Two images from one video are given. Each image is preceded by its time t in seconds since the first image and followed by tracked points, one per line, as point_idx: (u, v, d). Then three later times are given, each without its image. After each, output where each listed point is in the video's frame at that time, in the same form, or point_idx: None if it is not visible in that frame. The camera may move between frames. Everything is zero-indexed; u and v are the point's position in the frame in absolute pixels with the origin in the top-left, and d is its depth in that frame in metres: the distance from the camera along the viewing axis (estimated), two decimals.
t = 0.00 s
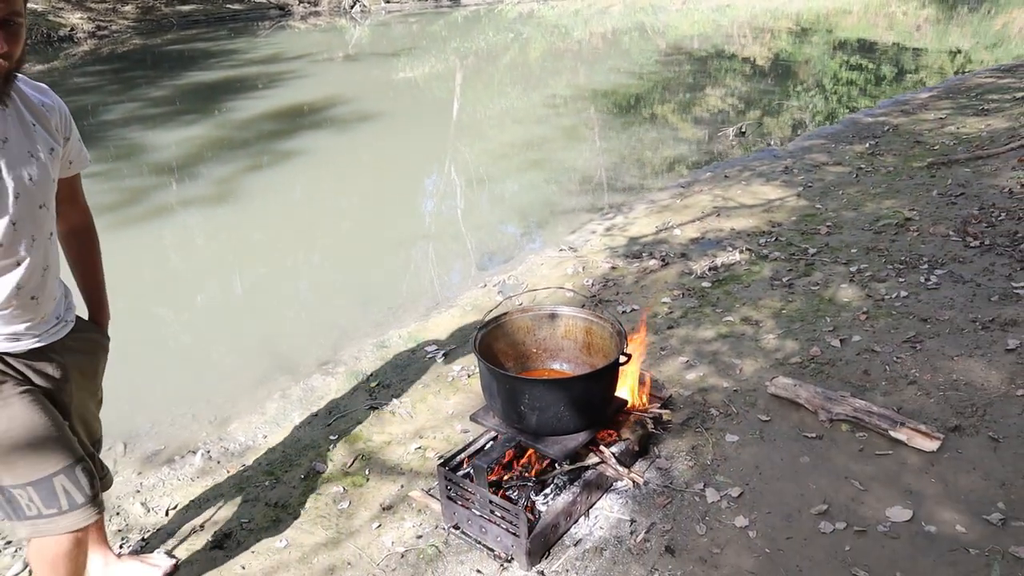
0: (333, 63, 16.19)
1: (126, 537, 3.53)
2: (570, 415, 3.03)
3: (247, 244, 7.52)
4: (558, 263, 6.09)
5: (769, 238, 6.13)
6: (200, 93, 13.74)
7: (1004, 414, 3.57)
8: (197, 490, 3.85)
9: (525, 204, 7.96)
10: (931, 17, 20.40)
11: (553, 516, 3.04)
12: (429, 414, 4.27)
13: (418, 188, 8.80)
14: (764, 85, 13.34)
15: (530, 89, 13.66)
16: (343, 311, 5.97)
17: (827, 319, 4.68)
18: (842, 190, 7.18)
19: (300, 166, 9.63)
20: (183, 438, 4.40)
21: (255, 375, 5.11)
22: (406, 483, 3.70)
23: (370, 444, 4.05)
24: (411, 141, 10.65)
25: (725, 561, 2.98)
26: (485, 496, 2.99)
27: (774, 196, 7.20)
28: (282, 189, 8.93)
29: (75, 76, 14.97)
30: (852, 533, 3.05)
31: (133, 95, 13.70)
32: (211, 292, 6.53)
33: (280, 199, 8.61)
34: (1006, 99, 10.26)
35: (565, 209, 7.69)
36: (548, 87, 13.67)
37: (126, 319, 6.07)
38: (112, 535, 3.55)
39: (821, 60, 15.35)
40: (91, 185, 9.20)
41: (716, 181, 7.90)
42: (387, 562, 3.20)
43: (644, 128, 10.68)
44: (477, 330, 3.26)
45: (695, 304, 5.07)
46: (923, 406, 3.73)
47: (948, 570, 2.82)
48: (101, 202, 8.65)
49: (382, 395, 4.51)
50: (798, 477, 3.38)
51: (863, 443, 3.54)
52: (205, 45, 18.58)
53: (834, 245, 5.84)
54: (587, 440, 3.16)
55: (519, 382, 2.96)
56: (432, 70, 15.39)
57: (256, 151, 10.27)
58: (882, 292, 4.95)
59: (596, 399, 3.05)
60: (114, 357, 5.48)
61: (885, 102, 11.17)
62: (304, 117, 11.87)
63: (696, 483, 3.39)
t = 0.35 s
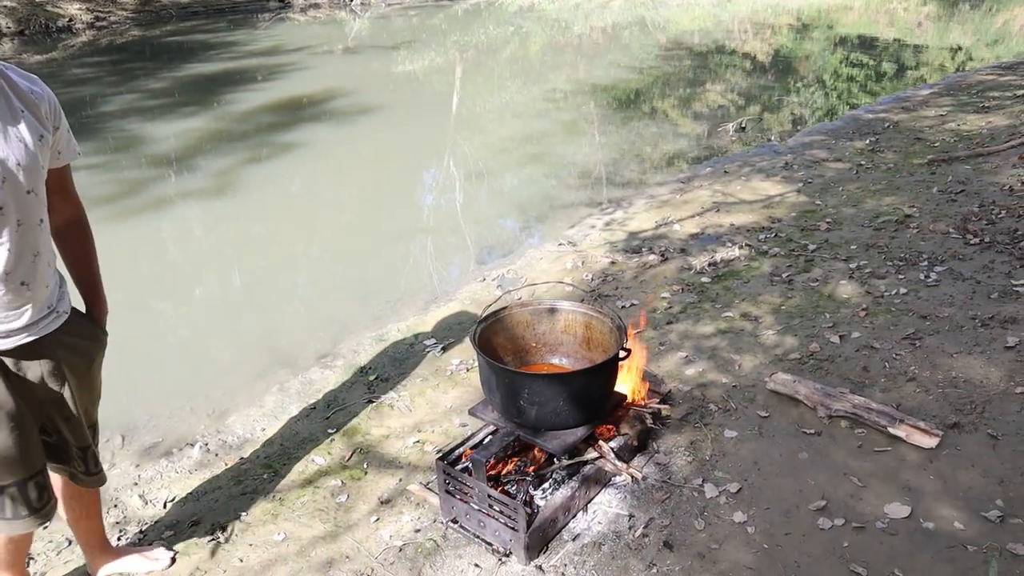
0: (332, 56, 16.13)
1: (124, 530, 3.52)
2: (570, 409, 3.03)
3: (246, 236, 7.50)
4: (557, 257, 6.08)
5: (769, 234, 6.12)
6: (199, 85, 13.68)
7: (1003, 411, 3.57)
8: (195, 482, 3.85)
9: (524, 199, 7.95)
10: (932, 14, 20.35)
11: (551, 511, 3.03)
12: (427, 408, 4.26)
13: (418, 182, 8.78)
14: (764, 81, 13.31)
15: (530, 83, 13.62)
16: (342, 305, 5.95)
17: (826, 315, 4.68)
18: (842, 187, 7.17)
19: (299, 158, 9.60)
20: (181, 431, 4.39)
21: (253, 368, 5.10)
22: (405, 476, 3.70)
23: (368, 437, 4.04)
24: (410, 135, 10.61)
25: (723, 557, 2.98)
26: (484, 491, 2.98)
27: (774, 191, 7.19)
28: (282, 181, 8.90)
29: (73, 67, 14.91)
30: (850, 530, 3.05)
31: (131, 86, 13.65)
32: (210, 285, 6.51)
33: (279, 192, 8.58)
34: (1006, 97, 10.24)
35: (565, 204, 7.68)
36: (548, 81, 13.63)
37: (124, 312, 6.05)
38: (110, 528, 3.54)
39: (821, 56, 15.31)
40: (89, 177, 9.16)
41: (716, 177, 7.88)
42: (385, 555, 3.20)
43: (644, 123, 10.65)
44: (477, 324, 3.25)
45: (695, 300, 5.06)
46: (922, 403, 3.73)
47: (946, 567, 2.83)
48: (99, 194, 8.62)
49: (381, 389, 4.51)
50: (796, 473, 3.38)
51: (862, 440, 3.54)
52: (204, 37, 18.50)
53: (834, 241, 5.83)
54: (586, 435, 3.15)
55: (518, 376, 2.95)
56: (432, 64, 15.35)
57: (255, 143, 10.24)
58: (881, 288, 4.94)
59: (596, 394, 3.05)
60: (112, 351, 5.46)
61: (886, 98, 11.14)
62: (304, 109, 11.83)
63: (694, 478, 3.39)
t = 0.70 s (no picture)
0: (331, 50, 16.08)
1: (124, 524, 3.52)
2: (569, 405, 3.03)
3: (245, 231, 7.49)
4: (556, 253, 6.07)
5: (768, 229, 6.11)
6: (198, 79, 13.64)
7: (1002, 406, 3.57)
8: (195, 478, 3.85)
9: (523, 194, 7.93)
10: (932, 9, 20.30)
11: (551, 506, 3.03)
12: (427, 404, 4.26)
13: (417, 177, 8.76)
14: (764, 76, 13.28)
15: (529, 78, 13.59)
16: (341, 300, 5.95)
17: (825, 310, 4.68)
18: (842, 182, 7.16)
19: (298, 153, 9.58)
20: (180, 427, 4.38)
21: (253, 363, 5.09)
22: (404, 472, 3.70)
23: (367, 433, 4.04)
24: (409, 129, 10.59)
25: (722, 552, 2.99)
26: (483, 486, 2.98)
27: (773, 187, 7.19)
28: (280, 176, 8.88)
29: (71, 61, 14.84)
30: (850, 525, 3.06)
31: (129, 80, 13.60)
32: (209, 280, 6.50)
33: (278, 187, 8.57)
34: (1006, 92, 10.23)
35: (564, 199, 7.67)
36: (547, 76, 13.59)
37: (123, 308, 6.04)
38: (109, 522, 3.54)
39: (821, 51, 15.29)
40: (87, 171, 9.14)
41: (715, 172, 7.88)
42: (385, 551, 3.20)
43: (643, 118, 10.63)
44: (476, 319, 3.25)
45: (694, 295, 5.06)
46: (921, 399, 3.73)
47: (946, 562, 2.83)
48: (97, 189, 8.60)
49: (380, 385, 4.50)
50: (796, 468, 3.38)
51: (861, 435, 3.54)
52: (202, 31, 18.43)
53: (833, 237, 5.83)
54: (586, 430, 3.15)
55: (518, 371, 2.95)
56: (431, 58, 15.31)
57: (254, 138, 10.22)
58: (880, 284, 4.94)
59: (595, 389, 3.05)
60: (112, 346, 5.44)
61: (885, 94, 11.12)
62: (303, 104, 11.81)
63: (694, 474, 3.40)
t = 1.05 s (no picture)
0: (327, 49, 16.06)
1: (123, 526, 3.51)
2: (567, 403, 3.02)
3: (243, 231, 7.47)
4: (554, 250, 6.07)
5: (765, 226, 6.12)
6: (193, 79, 13.61)
7: (1000, 401, 3.58)
8: (193, 478, 3.85)
9: (521, 192, 7.93)
10: (927, 4, 20.30)
11: (550, 504, 3.03)
12: (425, 402, 4.26)
13: (414, 175, 8.76)
14: (760, 73, 13.28)
15: (525, 76, 13.58)
16: (340, 299, 5.94)
17: (823, 306, 4.68)
18: (839, 178, 7.17)
19: (295, 152, 9.57)
20: (179, 427, 4.38)
21: (252, 363, 5.08)
22: (403, 471, 3.70)
23: (366, 432, 4.04)
24: (406, 128, 10.58)
25: (721, 548, 2.99)
26: (482, 485, 2.98)
27: (770, 183, 7.19)
28: (277, 176, 8.87)
29: (66, 62, 14.80)
30: (848, 521, 3.06)
31: (125, 80, 13.58)
32: (207, 280, 6.49)
33: (274, 186, 8.56)
34: (1002, 87, 10.24)
35: (561, 197, 7.67)
36: (544, 74, 13.59)
37: (121, 309, 6.03)
38: (108, 524, 3.54)
39: (817, 47, 15.30)
40: (84, 172, 9.12)
41: (712, 169, 7.88)
42: (384, 550, 3.20)
43: (640, 116, 10.63)
44: (474, 318, 3.25)
45: (691, 292, 5.06)
46: (918, 394, 3.74)
47: (944, 557, 2.84)
48: (94, 189, 8.58)
49: (378, 384, 4.50)
50: (794, 464, 3.39)
51: (859, 431, 3.54)
52: (198, 31, 18.40)
53: (830, 233, 5.83)
54: (584, 428, 3.15)
55: (516, 369, 2.95)
56: (427, 57, 15.29)
57: (250, 137, 10.20)
58: (878, 280, 4.95)
59: (594, 386, 3.04)
60: (109, 347, 5.43)
61: (881, 90, 11.12)
62: (299, 103, 11.79)
63: (692, 471, 3.40)
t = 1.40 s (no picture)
0: (324, 44, 16.00)
1: (119, 521, 3.51)
2: (564, 398, 3.02)
3: (240, 226, 7.45)
4: (551, 246, 6.07)
5: (762, 222, 6.12)
6: (190, 74, 13.57)
7: (995, 397, 3.59)
8: (189, 474, 3.84)
9: (518, 187, 7.92)
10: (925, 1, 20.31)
11: (547, 500, 3.04)
12: (422, 398, 4.26)
13: (411, 171, 8.74)
14: (758, 69, 13.27)
15: (522, 72, 13.55)
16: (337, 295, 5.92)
17: (820, 302, 4.69)
18: (836, 175, 7.17)
19: (292, 147, 9.54)
20: (175, 422, 4.37)
21: (249, 359, 5.07)
22: (400, 466, 3.70)
23: (363, 428, 4.04)
24: (403, 123, 10.55)
25: (717, 543, 3.00)
26: (478, 480, 2.98)
27: (767, 180, 7.20)
28: (274, 171, 8.84)
29: (61, 56, 14.73)
30: (844, 516, 3.07)
31: (121, 75, 13.52)
32: (204, 275, 6.47)
33: (272, 181, 8.53)
34: (999, 84, 10.25)
35: (558, 193, 7.66)
36: (541, 70, 13.56)
37: (117, 304, 6.01)
38: (104, 520, 3.53)
39: (814, 44, 15.30)
40: (80, 167, 9.08)
41: (709, 165, 7.88)
42: (380, 545, 3.20)
43: (637, 112, 10.61)
44: (470, 313, 3.24)
45: (689, 288, 5.06)
46: (914, 390, 3.75)
47: (939, 552, 2.85)
48: (90, 184, 8.54)
49: (374, 379, 4.50)
50: (790, 460, 3.39)
51: (855, 427, 3.55)
52: (195, 25, 18.33)
53: (827, 229, 5.84)
54: (581, 423, 3.15)
55: (512, 365, 2.94)
56: (425, 52, 15.26)
57: (247, 132, 10.17)
58: (874, 276, 4.95)
59: (590, 381, 3.04)
60: (105, 343, 5.41)
61: (879, 86, 11.12)
62: (296, 98, 11.76)
63: (689, 466, 3.40)
